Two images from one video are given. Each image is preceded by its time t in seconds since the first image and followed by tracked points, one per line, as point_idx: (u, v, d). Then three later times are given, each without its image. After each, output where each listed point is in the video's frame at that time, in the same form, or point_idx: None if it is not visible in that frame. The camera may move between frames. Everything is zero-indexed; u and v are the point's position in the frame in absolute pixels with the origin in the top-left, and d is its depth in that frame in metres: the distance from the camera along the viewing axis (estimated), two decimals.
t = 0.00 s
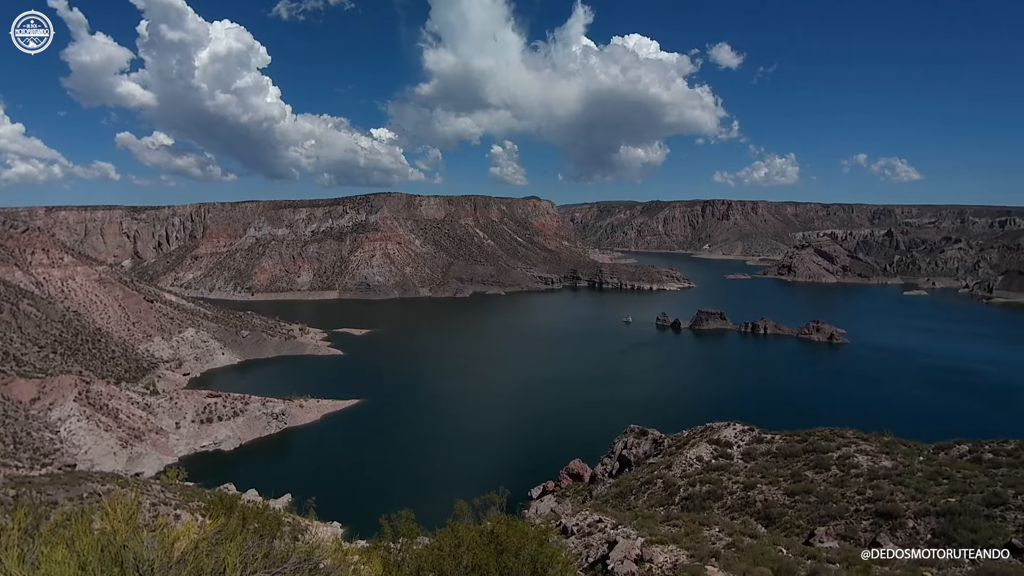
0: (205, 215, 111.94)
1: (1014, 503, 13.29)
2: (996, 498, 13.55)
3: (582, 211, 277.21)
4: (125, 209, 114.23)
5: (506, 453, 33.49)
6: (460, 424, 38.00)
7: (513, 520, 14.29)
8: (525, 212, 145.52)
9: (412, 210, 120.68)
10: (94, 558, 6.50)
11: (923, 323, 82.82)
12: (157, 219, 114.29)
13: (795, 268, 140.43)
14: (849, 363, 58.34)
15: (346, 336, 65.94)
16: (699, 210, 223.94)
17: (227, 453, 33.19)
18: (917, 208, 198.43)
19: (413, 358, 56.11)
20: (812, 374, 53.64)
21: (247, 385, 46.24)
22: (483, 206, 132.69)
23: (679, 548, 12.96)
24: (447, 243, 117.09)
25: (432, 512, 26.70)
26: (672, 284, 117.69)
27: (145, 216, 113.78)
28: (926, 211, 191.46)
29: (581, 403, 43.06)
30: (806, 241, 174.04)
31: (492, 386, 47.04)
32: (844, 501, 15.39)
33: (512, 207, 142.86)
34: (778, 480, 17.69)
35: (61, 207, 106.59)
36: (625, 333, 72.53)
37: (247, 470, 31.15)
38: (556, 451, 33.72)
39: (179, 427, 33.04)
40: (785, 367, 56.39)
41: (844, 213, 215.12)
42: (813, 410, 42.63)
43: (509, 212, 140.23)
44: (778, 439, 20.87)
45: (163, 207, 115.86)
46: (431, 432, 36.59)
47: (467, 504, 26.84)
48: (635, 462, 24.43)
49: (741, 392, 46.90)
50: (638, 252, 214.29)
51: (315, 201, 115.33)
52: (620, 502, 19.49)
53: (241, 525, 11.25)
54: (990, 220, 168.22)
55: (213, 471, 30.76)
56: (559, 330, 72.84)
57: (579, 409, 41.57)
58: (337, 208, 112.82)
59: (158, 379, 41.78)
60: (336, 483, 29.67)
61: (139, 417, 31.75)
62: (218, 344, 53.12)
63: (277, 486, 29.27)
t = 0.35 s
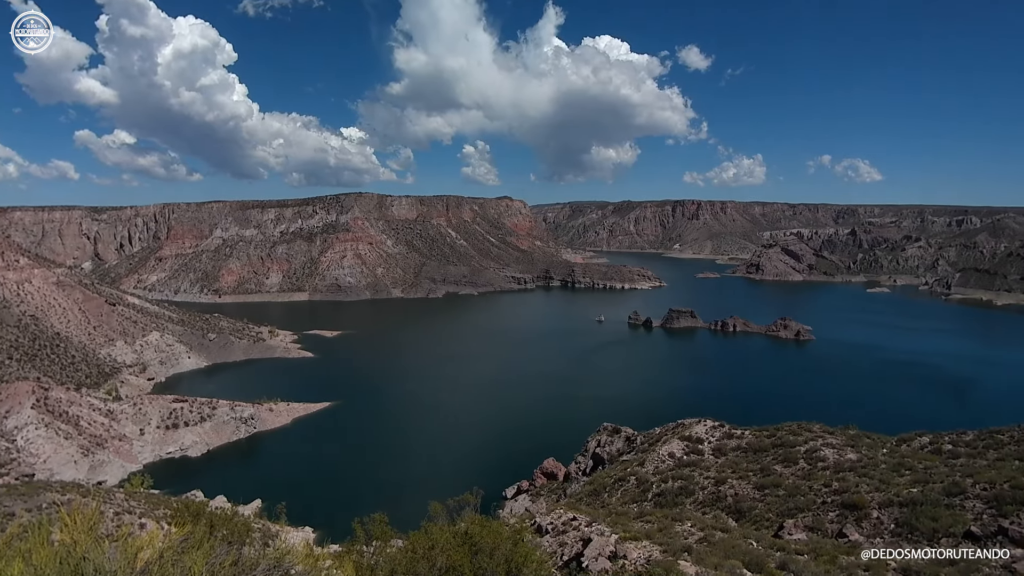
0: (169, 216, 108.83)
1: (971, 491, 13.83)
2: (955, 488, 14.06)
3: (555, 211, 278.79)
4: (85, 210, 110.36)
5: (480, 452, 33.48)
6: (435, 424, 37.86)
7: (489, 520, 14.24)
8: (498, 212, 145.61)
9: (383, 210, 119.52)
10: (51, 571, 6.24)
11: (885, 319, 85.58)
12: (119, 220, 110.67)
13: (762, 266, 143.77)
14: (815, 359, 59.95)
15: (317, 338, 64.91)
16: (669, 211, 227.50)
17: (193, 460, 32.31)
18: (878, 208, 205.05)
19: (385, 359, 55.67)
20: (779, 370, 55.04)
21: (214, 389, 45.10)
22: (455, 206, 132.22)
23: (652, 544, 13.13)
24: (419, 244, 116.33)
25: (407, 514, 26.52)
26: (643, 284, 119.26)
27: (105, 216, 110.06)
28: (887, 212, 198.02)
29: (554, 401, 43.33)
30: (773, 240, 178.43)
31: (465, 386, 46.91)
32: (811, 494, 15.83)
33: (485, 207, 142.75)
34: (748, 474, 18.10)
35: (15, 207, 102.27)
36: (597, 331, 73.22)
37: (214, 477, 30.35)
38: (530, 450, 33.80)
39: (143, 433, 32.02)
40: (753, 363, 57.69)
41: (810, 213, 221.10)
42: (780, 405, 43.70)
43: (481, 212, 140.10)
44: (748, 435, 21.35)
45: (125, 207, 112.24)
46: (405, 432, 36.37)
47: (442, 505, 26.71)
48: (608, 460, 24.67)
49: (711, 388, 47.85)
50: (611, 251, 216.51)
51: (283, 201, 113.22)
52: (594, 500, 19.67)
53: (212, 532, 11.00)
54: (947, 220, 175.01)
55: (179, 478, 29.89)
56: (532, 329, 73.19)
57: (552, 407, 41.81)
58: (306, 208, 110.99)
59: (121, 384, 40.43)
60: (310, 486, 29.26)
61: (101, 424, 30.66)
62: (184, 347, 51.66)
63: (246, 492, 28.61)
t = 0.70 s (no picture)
0: (129, 216, 105.48)
1: (930, 480, 14.34)
2: (915, 477, 14.55)
3: (526, 211, 279.61)
4: (40, 210, 106.32)
5: (453, 452, 33.40)
6: (407, 426, 37.59)
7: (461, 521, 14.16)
8: (469, 212, 145.42)
9: (352, 210, 118.17)
10: None
11: (847, 315, 88.21)
12: (76, 220, 106.85)
13: (730, 265, 146.58)
14: (782, 355, 61.35)
15: (284, 340, 63.80)
16: (639, 210, 230.35)
17: (157, 467, 31.41)
18: (840, 207, 211.07)
19: (355, 360, 55.11)
20: (746, 367, 56.23)
21: (178, 394, 43.89)
22: (426, 206, 131.54)
23: (625, 540, 13.26)
24: (388, 244, 115.40)
25: (378, 517, 26.23)
26: (614, 282, 120.52)
27: (61, 217, 106.14)
28: (848, 211, 204.06)
29: (526, 399, 43.53)
30: (740, 239, 182.23)
31: (436, 386, 46.73)
32: (778, 487, 16.21)
33: (456, 206, 142.30)
34: (717, 469, 18.42)
35: None
36: (569, 330, 73.78)
37: (179, 484, 29.57)
38: (503, 449, 33.87)
39: (104, 441, 30.98)
40: (721, 360, 58.81)
41: (775, 212, 226.28)
42: (747, 400, 44.62)
43: (452, 212, 139.71)
44: (716, 430, 21.74)
45: (82, 207, 108.41)
46: (378, 435, 35.98)
47: (414, 508, 26.48)
48: (580, 458, 24.80)
49: (680, 385, 48.62)
50: (582, 250, 218.13)
51: (249, 201, 110.94)
52: (566, 498, 19.73)
53: (173, 542, 10.70)
54: (906, 219, 181.09)
55: (142, 486, 29.03)
56: (504, 328, 73.41)
57: (524, 406, 42.02)
58: (273, 208, 109.07)
59: (80, 391, 39.05)
60: (279, 492, 28.70)
61: (59, 431, 29.57)
62: (146, 351, 50.16)
63: (212, 499, 27.95)
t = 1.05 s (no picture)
0: (87, 216, 101.84)
1: (890, 471, 14.79)
2: (876, 469, 15.00)
3: (497, 212, 280.17)
4: None
5: (425, 454, 33.27)
6: (379, 428, 37.30)
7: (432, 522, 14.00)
8: (439, 212, 144.97)
9: (320, 210, 116.68)
10: None
11: (811, 312, 90.60)
12: (29, 221, 102.70)
13: (698, 264, 149.04)
14: (750, 352, 62.65)
15: (251, 343, 62.59)
16: (609, 210, 232.83)
17: (119, 475, 30.47)
18: (804, 208, 216.88)
19: (326, 362, 54.46)
20: (715, 364, 57.33)
21: (140, 399, 42.62)
22: (396, 206, 130.83)
23: (597, 537, 13.36)
24: (358, 244, 114.30)
25: (349, 521, 25.96)
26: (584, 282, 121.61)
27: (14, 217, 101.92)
28: (811, 211, 209.67)
29: (498, 399, 43.63)
30: (707, 238, 185.83)
31: (408, 387, 46.50)
32: (746, 481, 16.53)
33: (426, 207, 141.83)
34: (687, 464, 18.71)
35: None
36: (540, 330, 74.19)
37: (142, 492, 28.77)
38: (475, 450, 33.85)
39: (61, 449, 29.75)
40: (691, 358, 59.84)
41: (741, 212, 231.34)
42: (716, 397, 45.47)
43: (422, 212, 139.05)
44: (686, 427, 22.10)
45: (36, 208, 104.17)
46: (350, 437, 35.63)
47: (386, 511, 26.27)
48: (553, 457, 24.89)
49: (651, 383, 49.40)
50: (553, 250, 219.32)
51: (213, 201, 108.53)
52: (539, 496, 19.75)
53: (131, 552, 10.30)
54: (867, 219, 186.71)
55: (102, 495, 28.15)
56: (476, 328, 73.46)
57: (496, 405, 42.11)
58: (238, 208, 107.08)
59: (35, 398, 37.56)
60: (248, 497, 28.18)
61: (12, 440, 28.28)
62: (106, 356, 48.54)
63: (177, 506, 27.28)
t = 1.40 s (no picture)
0: (36, 216, 96.98)
1: (850, 463, 15.28)
2: (837, 460, 15.47)
3: (465, 212, 279.82)
4: None
5: (393, 456, 33.03)
6: (346, 430, 36.89)
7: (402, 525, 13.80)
8: (406, 212, 144.25)
9: (284, 210, 114.69)
10: None
11: (772, 309, 93.23)
12: None
13: (665, 263, 151.42)
14: (716, 349, 63.96)
15: (212, 347, 61.07)
16: (576, 210, 235.30)
17: (74, 486, 29.32)
18: (765, 207, 222.75)
19: (291, 365, 53.59)
20: (681, 360, 58.38)
21: (95, 406, 41.15)
22: (362, 206, 129.75)
23: (567, 535, 13.45)
24: (323, 245, 113.01)
25: (315, 526, 25.58)
26: (553, 281, 123.03)
27: None
28: (772, 211, 215.69)
29: (465, 399, 43.67)
30: (672, 237, 189.45)
31: (375, 389, 46.15)
32: (713, 475, 16.87)
33: (394, 206, 140.87)
34: (655, 461, 19.00)
35: None
36: (509, 329, 74.47)
37: (98, 503, 27.78)
38: (444, 451, 33.76)
39: (10, 460, 28.32)
40: (657, 355, 60.93)
41: (706, 212, 236.17)
42: (682, 393, 46.30)
43: (389, 212, 138.18)
44: (653, 424, 22.50)
45: None
46: (316, 441, 35.12)
47: (353, 515, 25.98)
48: (522, 456, 24.93)
49: (618, 380, 50.02)
50: (521, 250, 220.38)
51: (171, 201, 105.38)
52: (509, 496, 19.76)
53: (81, 568, 9.86)
54: (826, 217, 192.60)
55: (55, 507, 27.07)
56: (444, 329, 73.25)
57: (463, 406, 42.09)
58: (198, 208, 104.34)
59: None
60: (210, 505, 27.52)
61: None
62: (58, 362, 46.64)
63: (135, 517, 26.42)
